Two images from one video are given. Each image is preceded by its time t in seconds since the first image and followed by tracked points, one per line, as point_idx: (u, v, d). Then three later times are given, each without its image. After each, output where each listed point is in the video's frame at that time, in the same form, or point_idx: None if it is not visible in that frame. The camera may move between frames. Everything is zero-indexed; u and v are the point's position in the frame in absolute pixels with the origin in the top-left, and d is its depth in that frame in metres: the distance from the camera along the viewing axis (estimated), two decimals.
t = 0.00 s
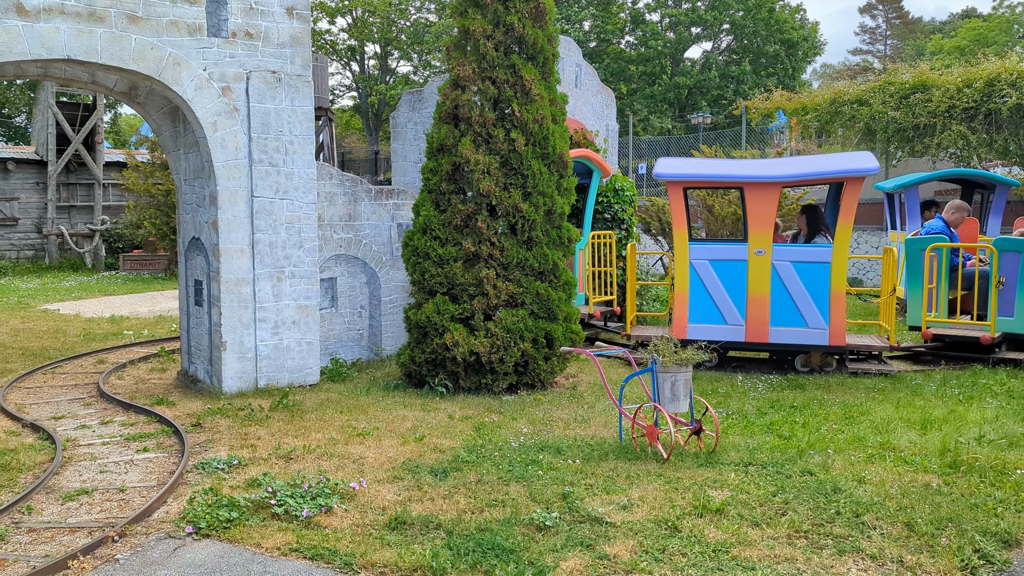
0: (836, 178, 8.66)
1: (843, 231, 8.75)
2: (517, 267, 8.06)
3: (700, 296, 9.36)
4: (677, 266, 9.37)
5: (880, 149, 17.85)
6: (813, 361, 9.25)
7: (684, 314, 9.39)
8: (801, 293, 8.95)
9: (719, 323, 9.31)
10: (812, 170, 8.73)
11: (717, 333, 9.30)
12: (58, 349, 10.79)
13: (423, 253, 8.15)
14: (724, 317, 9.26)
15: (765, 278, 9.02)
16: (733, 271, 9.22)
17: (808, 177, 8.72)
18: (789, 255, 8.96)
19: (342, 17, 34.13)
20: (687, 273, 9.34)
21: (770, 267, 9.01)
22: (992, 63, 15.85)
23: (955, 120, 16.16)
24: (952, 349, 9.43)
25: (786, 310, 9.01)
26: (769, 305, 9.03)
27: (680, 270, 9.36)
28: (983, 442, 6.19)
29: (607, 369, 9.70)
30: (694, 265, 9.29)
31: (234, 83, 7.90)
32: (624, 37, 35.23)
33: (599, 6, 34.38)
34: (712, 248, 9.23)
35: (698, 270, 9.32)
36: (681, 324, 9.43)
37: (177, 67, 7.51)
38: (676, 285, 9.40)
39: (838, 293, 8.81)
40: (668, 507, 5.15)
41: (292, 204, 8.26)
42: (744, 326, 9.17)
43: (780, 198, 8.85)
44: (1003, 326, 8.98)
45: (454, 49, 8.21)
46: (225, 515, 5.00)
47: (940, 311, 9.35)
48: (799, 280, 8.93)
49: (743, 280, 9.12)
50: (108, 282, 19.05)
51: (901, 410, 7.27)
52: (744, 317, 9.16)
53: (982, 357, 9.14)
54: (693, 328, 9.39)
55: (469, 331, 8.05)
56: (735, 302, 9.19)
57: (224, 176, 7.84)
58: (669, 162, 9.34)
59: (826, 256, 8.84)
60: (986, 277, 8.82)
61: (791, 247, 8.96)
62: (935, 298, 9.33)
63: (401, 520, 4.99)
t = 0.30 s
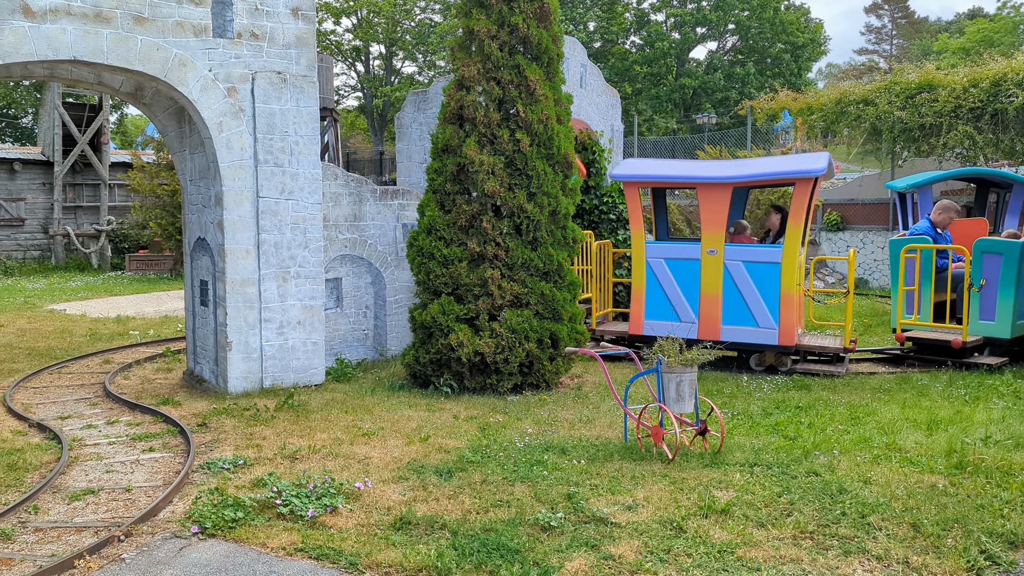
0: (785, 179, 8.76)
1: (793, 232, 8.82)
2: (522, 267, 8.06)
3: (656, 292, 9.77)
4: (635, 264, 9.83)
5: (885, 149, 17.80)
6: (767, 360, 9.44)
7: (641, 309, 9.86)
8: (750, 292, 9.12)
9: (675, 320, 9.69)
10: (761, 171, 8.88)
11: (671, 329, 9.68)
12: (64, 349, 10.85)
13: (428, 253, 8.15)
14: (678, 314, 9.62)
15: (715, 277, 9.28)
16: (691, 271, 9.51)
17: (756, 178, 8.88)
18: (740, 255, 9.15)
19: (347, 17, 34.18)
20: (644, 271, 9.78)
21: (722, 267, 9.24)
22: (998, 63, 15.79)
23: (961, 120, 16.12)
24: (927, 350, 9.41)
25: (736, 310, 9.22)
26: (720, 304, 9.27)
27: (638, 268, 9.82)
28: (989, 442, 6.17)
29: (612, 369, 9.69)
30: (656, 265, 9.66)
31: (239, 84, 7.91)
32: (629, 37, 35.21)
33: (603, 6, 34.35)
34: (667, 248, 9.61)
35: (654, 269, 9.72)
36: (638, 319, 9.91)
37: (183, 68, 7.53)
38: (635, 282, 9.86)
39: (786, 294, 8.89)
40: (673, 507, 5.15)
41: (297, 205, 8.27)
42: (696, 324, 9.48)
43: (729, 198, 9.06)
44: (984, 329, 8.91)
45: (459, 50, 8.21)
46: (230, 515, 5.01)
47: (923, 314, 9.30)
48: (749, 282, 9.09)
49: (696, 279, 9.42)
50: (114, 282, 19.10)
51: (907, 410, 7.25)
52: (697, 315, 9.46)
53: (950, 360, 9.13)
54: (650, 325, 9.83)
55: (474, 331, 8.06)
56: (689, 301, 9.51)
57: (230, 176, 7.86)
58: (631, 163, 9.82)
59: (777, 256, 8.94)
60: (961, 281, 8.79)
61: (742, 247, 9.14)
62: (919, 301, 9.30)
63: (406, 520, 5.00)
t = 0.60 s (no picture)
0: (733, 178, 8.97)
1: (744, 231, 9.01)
2: (526, 267, 8.06)
3: (619, 289, 10.14)
4: (600, 261, 10.23)
5: (891, 149, 17.75)
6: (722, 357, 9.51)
7: (605, 305, 10.24)
8: (704, 291, 9.39)
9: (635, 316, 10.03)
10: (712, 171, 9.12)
11: (632, 325, 10.03)
12: (70, 348, 10.90)
13: (433, 253, 8.16)
14: (638, 311, 9.97)
15: (671, 275, 9.60)
16: (648, 267, 9.89)
17: (706, 177, 9.12)
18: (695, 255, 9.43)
19: (352, 18, 34.23)
20: (608, 268, 10.17)
21: (678, 265, 9.55)
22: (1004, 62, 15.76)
23: (966, 120, 16.07)
24: (898, 352, 9.31)
25: (691, 307, 9.51)
26: (676, 301, 9.60)
27: (602, 265, 10.21)
28: (995, 443, 6.16)
29: (616, 369, 9.69)
30: (612, 261, 10.10)
31: (245, 84, 7.93)
32: (634, 38, 35.18)
33: (608, 6, 34.33)
34: (628, 246, 9.98)
35: (616, 266, 10.10)
36: (601, 314, 10.29)
37: (189, 68, 7.55)
38: (599, 278, 10.26)
39: (737, 293, 9.12)
40: (678, 507, 5.15)
41: (302, 205, 8.28)
42: (654, 320, 9.82)
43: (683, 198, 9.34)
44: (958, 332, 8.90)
45: (464, 49, 8.21)
46: (236, 515, 5.02)
47: (901, 316, 9.22)
48: (703, 279, 9.37)
49: (654, 277, 9.76)
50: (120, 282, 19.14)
51: (913, 410, 7.24)
52: (655, 311, 9.79)
53: (915, 360, 9.05)
54: (612, 320, 10.21)
55: (479, 331, 8.06)
56: (647, 297, 9.86)
57: (235, 176, 7.87)
58: (599, 165, 10.28)
59: (728, 256, 9.18)
60: (930, 283, 8.79)
61: (696, 247, 9.42)
62: (895, 302, 9.23)
63: (411, 520, 5.00)
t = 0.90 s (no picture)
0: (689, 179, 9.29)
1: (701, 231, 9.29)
2: (533, 267, 8.06)
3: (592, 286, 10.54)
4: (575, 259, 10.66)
5: (899, 149, 17.69)
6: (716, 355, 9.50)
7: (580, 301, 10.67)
8: (666, 288, 9.69)
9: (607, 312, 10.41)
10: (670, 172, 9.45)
11: (603, 321, 10.42)
12: (79, 348, 10.96)
13: (440, 253, 8.16)
14: (608, 308, 10.34)
15: (638, 273, 9.93)
16: (617, 266, 10.24)
17: (665, 178, 9.47)
18: (657, 253, 9.73)
19: (359, 18, 34.33)
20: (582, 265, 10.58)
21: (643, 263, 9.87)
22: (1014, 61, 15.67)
23: (976, 119, 16.00)
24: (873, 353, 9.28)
25: (655, 305, 9.83)
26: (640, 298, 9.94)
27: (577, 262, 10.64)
28: (1004, 444, 6.13)
29: (623, 369, 9.68)
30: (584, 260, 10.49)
31: (252, 85, 7.94)
32: (641, 37, 35.14)
33: (616, 6, 34.30)
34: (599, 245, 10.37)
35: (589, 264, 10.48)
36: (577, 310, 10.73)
37: (196, 69, 7.57)
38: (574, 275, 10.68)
39: (694, 291, 9.37)
40: (685, 508, 5.14)
41: (309, 205, 8.30)
42: (623, 317, 10.18)
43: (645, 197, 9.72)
44: (930, 334, 8.84)
45: (471, 50, 8.22)
46: (243, 514, 5.04)
47: (877, 317, 9.24)
48: (661, 277, 9.68)
49: (622, 275, 10.11)
50: (128, 282, 19.20)
51: (921, 411, 7.21)
52: (623, 308, 10.15)
53: (880, 364, 8.98)
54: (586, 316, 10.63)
55: (486, 331, 8.06)
56: (615, 294, 10.23)
57: (243, 176, 7.89)
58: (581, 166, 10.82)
59: (687, 254, 9.44)
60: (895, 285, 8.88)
61: (658, 246, 9.73)
62: (872, 303, 9.28)
63: (418, 520, 5.00)
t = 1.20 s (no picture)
0: (650, 179, 9.52)
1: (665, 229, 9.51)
2: (541, 267, 8.06)
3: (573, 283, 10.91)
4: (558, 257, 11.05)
5: (909, 148, 17.61)
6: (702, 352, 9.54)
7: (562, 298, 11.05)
8: (634, 285, 9.98)
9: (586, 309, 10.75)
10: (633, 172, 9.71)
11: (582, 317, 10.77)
12: (89, 347, 11.02)
13: (448, 253, 8.17)
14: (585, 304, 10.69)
15: (609, 271, 10.23)
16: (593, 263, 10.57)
17: (629, 178, 9.74)
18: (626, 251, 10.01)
19: (367, 18, 34.40)
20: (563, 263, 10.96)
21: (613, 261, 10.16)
22: None
23: (986, 118, 15.92)
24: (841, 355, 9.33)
25: (625, 301, 10.13)
26: (611, 295, 10.26)
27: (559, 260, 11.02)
28: (1016, 444, 6.09)
29: (631, 369, 9.68)
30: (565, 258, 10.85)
31: (261, 85, 7.97)
32: (649, 37, 35.09)
33: (624, 6, 34.25)
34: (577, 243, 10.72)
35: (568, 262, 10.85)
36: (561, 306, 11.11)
37: (205, 69, 7.59)
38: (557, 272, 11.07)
39: (657, 288, 9.64)
40: (693, 508, 5.13)
41: (318, 205, 8.32)
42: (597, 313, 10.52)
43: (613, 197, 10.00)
44: (894, 335, 8.81)
45: (479, 49, 8.22)
46: (252, 513, 5.05)
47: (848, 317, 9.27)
48: (629, 274, 9.96)
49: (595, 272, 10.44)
50: (137, 282, 19.27)
51: (931, 411, 7.18)
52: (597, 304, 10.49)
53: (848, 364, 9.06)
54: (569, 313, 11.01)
55: (494, 331, 8.06)
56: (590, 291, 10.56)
57: (252, 177, 7.92)
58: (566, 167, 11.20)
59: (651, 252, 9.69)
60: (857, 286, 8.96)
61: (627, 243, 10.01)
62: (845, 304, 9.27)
63: (426, 520, 5.01)
